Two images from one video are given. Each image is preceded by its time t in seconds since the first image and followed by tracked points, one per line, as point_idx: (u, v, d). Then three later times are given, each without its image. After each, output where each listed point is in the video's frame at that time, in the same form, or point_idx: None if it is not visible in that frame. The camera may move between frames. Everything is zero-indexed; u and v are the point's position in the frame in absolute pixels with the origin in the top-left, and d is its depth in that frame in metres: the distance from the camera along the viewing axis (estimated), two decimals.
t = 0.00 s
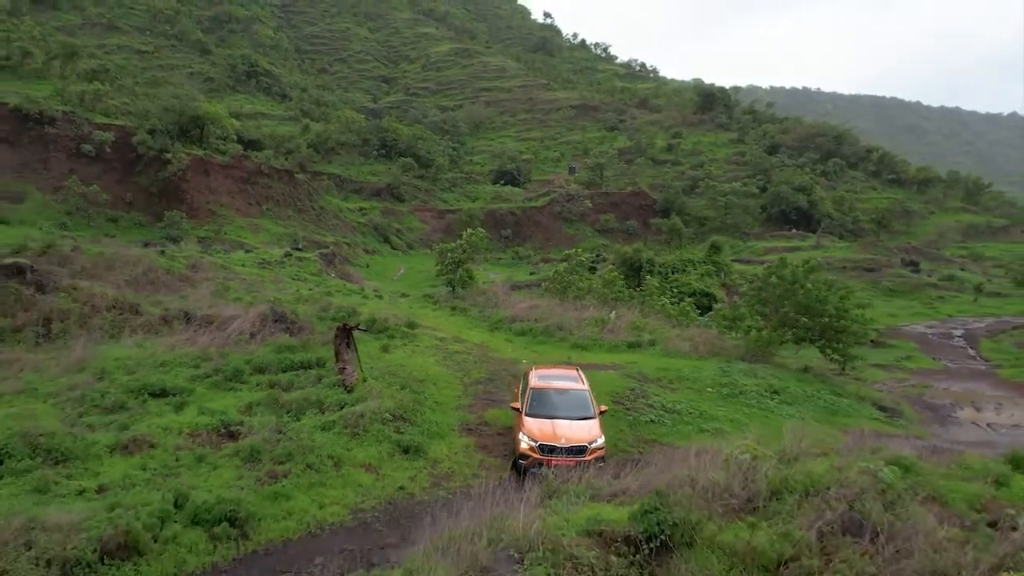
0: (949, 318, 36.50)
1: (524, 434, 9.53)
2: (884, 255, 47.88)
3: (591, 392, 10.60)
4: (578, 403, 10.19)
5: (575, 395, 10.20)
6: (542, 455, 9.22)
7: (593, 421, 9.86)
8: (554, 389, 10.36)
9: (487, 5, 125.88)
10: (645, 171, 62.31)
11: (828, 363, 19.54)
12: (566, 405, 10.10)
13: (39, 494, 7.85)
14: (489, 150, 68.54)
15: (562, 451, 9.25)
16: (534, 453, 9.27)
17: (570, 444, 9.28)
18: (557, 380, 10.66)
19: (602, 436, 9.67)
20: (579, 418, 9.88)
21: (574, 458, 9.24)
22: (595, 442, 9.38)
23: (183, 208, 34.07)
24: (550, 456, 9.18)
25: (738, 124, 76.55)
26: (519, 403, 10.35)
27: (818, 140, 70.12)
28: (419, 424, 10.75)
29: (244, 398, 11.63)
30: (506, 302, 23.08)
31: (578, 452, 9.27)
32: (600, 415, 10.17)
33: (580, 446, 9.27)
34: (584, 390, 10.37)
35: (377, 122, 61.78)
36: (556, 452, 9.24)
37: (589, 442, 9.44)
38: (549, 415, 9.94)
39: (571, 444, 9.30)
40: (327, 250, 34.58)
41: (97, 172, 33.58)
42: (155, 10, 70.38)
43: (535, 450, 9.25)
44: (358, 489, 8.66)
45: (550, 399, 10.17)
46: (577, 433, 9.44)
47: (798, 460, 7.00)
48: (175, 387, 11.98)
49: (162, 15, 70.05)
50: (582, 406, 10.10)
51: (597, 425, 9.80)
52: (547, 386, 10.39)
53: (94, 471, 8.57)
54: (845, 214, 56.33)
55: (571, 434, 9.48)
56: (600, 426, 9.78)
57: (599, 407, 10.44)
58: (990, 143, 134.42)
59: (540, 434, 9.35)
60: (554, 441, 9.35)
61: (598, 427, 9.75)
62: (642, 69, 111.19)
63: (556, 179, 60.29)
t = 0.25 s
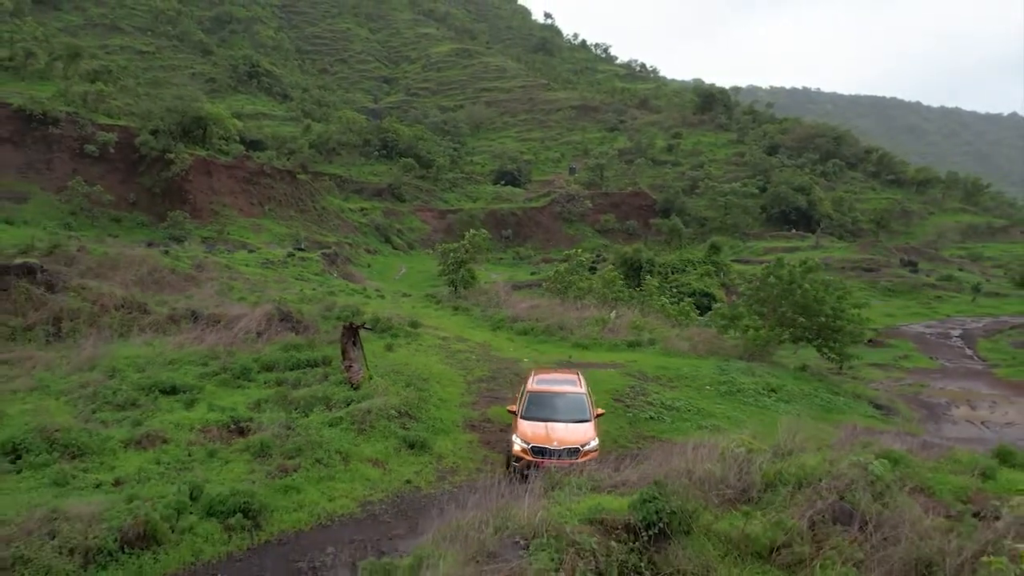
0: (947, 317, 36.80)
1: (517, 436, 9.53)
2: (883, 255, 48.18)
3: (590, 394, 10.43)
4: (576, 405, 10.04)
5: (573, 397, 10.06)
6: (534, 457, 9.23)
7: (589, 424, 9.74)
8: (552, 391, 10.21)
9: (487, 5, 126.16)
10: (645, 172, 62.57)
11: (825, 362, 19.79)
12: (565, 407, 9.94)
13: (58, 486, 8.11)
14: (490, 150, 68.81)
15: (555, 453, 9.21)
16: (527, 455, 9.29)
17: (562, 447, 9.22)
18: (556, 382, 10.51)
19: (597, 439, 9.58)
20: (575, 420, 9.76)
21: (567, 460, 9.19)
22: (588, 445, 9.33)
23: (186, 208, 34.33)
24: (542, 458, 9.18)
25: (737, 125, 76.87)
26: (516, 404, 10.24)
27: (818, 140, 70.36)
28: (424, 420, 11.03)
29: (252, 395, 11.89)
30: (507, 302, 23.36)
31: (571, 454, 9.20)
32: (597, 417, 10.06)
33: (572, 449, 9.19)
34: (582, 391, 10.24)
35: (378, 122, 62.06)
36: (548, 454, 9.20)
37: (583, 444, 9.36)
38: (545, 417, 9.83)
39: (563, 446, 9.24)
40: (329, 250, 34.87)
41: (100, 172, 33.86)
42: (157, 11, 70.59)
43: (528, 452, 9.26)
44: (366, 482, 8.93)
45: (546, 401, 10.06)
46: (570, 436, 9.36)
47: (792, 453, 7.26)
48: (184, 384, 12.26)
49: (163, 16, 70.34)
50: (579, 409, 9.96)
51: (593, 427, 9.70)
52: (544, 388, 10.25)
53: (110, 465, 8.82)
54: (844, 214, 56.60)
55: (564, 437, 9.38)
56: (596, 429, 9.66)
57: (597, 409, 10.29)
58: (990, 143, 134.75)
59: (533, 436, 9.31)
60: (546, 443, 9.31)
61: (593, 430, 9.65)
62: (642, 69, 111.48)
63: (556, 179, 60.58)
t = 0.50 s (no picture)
0: (945, 317, 37.06)
1: (513, 437, 9.65)
2: (882, 255, 48.45)
3: (590, 398, 10.49)
4: (574, 407, 10.12)
5: (571, 400, 10.14)
6: (528, 457, 9.30)
7: (586, 425, 9.78)
8: (552, 393, 10.33)
9: (488, 5, 126.37)
10: (646, 172, 62.79)
11: (823, 361, 20.04)
12: (563, 409, 10.05)
13: (77, 481, 8.32)
14: (491, 151, 69.04)
15: (549, 453, 9.26)
16: (521, 455, 9.39)
17: (557, 447, 9.28)
18: (557, 385, 10.62)
19: (594, 440, 9.56)
20: (571, 421, 9.83)
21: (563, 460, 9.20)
22: (583, 446, 9.33)
23: (189, 208, 34.57)
24: (536, 458, 9.25)
25: (737, 125, 77.13)
26: (515, 406, 10.36)
27: (818, 141, 70.59)
28: (431, 417, 11.29)
29: (262, 393, 12.14)
30: (510, 302, 23.61)
31: (565, 454, 9.23)
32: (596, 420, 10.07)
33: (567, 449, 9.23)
34: (580, 395, 10.30)
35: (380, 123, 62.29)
36: (542, 454, 9.26)
37: (578, 445, 9.37)
38: (542, 418, 9.93)
39: (557, 446, 9.29)
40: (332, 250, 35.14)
41: (104, 173, 34.11)
42: (159, 11, 70.81)
43: (522, 452, 9.36)
44: (376, 477, 9.18)
45: (545, 402, 10.18)
46: (564, 436, 9.39)
47: (790, 449, 7.49)
48: (195, 381, 12.50)
49: (165, 17, 70.54)
50: (577, 411, 10.02)
51: (590, 429, 9.71)
52: (543, 390, 10.38)
53: (125, 461, 9.03)
54: (844, 214, 56.85)
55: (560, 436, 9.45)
56: (593, 431, 9.68)
57: (597, 413, 10.32)
58: (990, 143, 135.01)
59: (528, 436, 9.41)
60: (541, 443, 9.38)
61: (590, 431, 9.66)
62: (642, 70, 111.72)
63: (557, 180, 60.83)
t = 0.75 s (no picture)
0: (945, 317, 37.33)
1: (508, 438, 9.51)
2: (882, 256, 48.72)
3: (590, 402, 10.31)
4: (572, 409, 10.00)
5: (568, 403, 10.01)
6: (520, 457, 9.13)
7: (582, 428, 9.59)
8: (550, 396, 10.22)
9: (488, 6, 126.62)
10: (647, 173, 63.05)
11: (823, 360, 20.32)
12: (560, 411, 9.93)
13: (100, 476, 8.57)
14: (492, 151, 69.27)
15: (541, 454, 9.09)
16: (514, 456, 9.22)
17: (549, 448, 9.12)
18: (557, 388, 10.50)
19: (589, 443, 9.36)
20: (568, 423, 9.67)
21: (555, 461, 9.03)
22: (576, 447, 9.14)
23: (193, 208, 34.83)
24: (528, 459, 9.09)
25: (738, 126, 77.39)
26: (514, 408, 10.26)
27: (818, 141, 70.80)
28: (440, 414, 11.57)
29: (274, 391, 12.41)
30: (514, 302, 23.85)
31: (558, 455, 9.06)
32: (594, 425, 9.87)
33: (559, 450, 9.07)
34: (578, 398, 10.16)
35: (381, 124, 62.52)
36: (535, 455, 9.10)
37: (571, 447, 9.20)
38: (539, 420, 9.81)
39: (550, 447, 9.12)
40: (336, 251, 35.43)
41: (108, 173, 34.34)
42: (161, 12, 71.02)
43: (514, 453, 9.19)
44: (390, 472, 9.45)
45: (542, 405, 10.04)
46: (557, 437, 9.25)
47: (792, 444, 7.75)
48: (208, 380, 12.76)
49: (168, 17, 70.76)
50: (574, 414, 9.88)
51: (586, 432, 9.52)
52: (542, 393, 10.27)
53: (146, 456, 9.29)
54: (844, 215, 57.11)
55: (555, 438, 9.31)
56: (589, 434, 9.47)
57: (596, 418, 10.12)
58: (990, 143, 135.27)
59: (521, 437, 9.26)
60: (533, 444, 9.23)
61: (586, 434, 9.46)
62: (643, 70, 111.97)
63: (558, 181, 61.08)
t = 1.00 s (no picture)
0: (945, 317, 37.57)
1: (504, 437, 9.50)
2: (882, 256, 48.96)
3: (589, 403, 10.23)
4: (570, 411, 9.94)
5: (567, 405, 9.98)
6: (514, 457, 9.12)
7: (578, 429, 9.53)
8: (549, 396, 10.19)
9: (489, 6, 126.84)
10: (647, 173, 63.28)
11: (824, 360, 20.55)
12: (558, 412, 9.90)
13: (119, 471, 8.78)
14: (493, 151, 69.49)
15: (535, 454, 9.06)
16: (508, 455, 9.21)
17: (543, 448, 9.08)
18: (558, 390, 10.47)
19: (584, 444, 9.28)
20: (564, 425, 9.62)
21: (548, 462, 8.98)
22: (570, 447, 9.09)
23: (196, 209, 35.04)
24: (522, 459, 9.07)
25: (738, 126, 77.64)
26: (514, 409, 10.26)
27: (818, 142, 70.99)
28: (449, 412, 11.82)
29: (285, 389, 12.65)
30: (518, 302, 24.07)
31: (551, 455, 9.01)
32: (592, 426, 9.79)
33: (552, 450, 9.03)
34: (578, 400, 10.11)
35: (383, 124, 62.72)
36: (529, 454, 9.07)
37: (565, 447, 9.15)
38: (536, 421, 9.80)
39: (544, 447, 9.08)
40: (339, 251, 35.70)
41: (112, 174, 34.55)
42: (163, 12, 71.20)
43: (509, 452, 9.18)
44: (401, 468, 9.69)
45: (541, 406, 10.04)
46: (551, 437, 9.21)
47: (794, 440, 7.97)
48: (220, 378, 13.00)
49: (170, 18, 70.94)
50: (571, 416, 9.83)
51: (583, 433, 9.45)
52: (542, 394, 10.25)
53: (163, 453, 9.51)
54: (844, 215, 57.34)
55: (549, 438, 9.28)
56: (585, 435, 9.40)
57: (596, 420, 10.03)
58: (991, 143, 135.49)
59: (516, 436, 9.25)
60: (528, 443, 9.21)
61: (582, 435, 9.39)
62: (643, 71, 112.19)
63: (559, 181, 61.30)
